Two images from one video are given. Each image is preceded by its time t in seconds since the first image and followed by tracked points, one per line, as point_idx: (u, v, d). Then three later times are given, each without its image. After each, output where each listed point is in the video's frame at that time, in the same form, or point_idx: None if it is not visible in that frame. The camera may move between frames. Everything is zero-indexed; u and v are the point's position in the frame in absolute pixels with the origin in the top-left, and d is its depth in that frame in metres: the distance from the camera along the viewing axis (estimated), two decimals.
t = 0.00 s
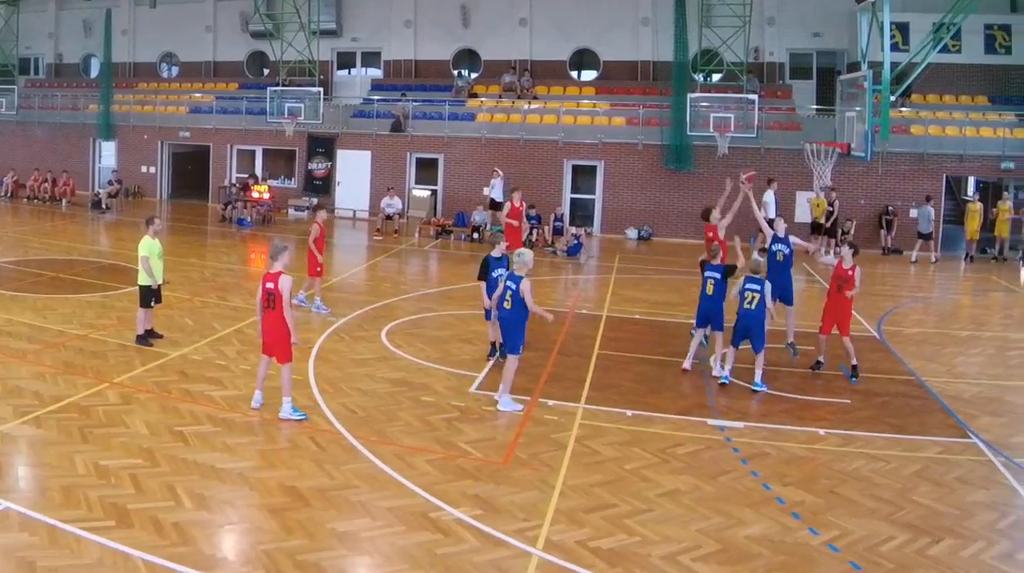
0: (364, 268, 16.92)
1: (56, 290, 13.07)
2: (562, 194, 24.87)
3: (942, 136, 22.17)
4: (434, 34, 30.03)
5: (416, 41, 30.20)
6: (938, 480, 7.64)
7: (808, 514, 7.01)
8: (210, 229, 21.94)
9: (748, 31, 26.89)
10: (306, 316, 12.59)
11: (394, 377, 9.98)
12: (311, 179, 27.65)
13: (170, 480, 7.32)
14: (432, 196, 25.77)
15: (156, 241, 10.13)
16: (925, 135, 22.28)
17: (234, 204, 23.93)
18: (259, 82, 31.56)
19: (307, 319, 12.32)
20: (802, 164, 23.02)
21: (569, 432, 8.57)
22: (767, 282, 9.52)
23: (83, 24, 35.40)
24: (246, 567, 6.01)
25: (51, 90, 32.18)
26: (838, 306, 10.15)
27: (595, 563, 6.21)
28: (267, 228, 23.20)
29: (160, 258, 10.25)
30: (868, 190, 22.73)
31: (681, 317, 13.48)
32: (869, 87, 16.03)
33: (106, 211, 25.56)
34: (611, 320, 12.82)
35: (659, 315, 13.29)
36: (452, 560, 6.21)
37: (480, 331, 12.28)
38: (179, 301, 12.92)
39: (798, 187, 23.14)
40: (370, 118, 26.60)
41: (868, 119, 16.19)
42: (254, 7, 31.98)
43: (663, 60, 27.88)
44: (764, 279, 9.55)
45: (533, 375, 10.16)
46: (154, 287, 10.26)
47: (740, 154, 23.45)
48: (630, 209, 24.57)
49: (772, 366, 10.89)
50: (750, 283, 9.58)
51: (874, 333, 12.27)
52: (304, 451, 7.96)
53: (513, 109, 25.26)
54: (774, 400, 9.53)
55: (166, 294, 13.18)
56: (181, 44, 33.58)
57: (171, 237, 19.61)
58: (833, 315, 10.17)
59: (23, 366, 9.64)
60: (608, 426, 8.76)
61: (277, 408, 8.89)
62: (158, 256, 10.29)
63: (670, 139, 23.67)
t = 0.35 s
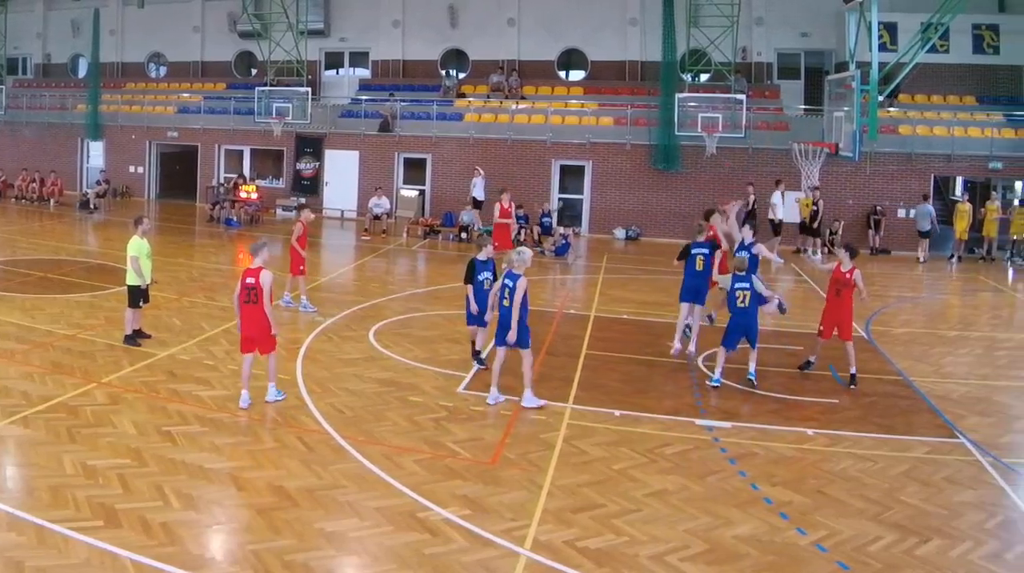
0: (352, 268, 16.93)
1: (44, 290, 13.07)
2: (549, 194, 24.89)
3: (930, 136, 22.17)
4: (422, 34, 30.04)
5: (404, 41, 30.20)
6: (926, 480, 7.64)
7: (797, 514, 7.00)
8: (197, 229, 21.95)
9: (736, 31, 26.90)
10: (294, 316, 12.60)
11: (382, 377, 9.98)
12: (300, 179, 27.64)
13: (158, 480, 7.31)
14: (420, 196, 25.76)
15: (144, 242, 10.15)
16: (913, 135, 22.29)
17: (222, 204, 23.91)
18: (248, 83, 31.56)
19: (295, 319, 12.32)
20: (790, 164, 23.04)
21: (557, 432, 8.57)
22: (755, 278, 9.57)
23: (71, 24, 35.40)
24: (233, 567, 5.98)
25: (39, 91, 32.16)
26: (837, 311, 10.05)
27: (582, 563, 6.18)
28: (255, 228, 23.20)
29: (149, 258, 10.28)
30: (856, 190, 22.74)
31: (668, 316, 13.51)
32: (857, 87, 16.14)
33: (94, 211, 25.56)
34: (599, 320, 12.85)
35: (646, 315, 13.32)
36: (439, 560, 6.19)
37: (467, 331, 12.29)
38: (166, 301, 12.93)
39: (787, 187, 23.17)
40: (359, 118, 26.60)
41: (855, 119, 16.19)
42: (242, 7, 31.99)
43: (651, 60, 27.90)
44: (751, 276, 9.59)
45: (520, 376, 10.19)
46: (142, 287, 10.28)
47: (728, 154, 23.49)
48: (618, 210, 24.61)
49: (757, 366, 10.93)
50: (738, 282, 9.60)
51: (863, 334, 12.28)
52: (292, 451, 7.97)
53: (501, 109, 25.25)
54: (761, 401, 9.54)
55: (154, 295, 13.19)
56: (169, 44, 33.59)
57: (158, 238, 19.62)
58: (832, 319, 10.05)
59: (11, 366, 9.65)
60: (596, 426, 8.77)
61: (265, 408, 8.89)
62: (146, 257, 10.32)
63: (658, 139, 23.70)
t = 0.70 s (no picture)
0: (349, 268, 16.93)
1: (41, 290, 13.07)
2: (546, 194, 24.89)
3: (928, 137, 22.17)
4: (420, 34, 30.04)
5: (401, 40, 30.20)
6: (924, 480, 7.64)
7: (795, 514, 7.00)
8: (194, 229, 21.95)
9: (733, 31, 26.90)
10: (291, 316, 12.61)
11: (380, 377, 9.98)
12: (297, 179, 27.64)
13: (156, 480, 7.31)
14: (418, 196, 25.75)
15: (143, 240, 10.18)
16: (910, 135, 22.30)
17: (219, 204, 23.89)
18: (245, 82, 31.55)
19: (292, 319, 12.31)
20: (788, 164, 23.05)
21: (554, 432, 8.57)
22: (769, 283, 9.70)
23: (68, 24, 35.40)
24: (231, 568, 5.98)
25: (37, 91, 32.14)
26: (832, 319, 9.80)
27: (580, 563, 6.18)
28: (252, 228, 23.20)
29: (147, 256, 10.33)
30: (853, 191, 22.76)
31: (665, 317, 13.52)
32: (854, 87, 16.19)
33: (91, 211, 25.55)
34: (596, 320, 12.85)
35: (644, 316, 13.32)
36: (436, 560, 6.18)
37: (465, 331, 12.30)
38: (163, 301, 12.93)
39: (784, 187, 23.19)
40: (356, 118, 26.58)
41: (852, 120, 16.19)
42: (239, 7, 32.00)
43: (648, 60, 27.90)
44: (766, 280, 9.73)
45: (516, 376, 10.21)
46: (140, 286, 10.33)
47: (725, 153, 23.51)
48: (615, 210, 24.62)
49: (755, 366, 10.93)
50: (753, 284, 9.74)
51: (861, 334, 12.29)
52: (289, 451, 7.97)
53: (499, 109, 25.26)
54: (759, 401, 9.54)
55: (151, 295, 13.20)
56: (166, 44, 33.58)
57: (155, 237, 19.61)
58: (829, 325, 9.83)
59: (8, 366, 9.65)
60: (594, 426, 8.77)
61: (262, 409, 8.88)
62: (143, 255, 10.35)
63: (655, 139, 23.71)
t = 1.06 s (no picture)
0: (348, 267, 16.94)
1: (42, 290, 13.07)
2: (546, 194, 24.89)
3: (928, 137, 22.16)
4: (420, 34, 30.04)
5: (401, 41, 30.20)
6: (924, 480, 7.64)
7: (795, 514, 7.00)
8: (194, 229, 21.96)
9: (733, 31, 26.90)
10: (291, 316, 12.61)
11: (380, 377, 9.98)
12: (297, 179, 27.64)
13: (156, 480, 7.30)
14: (418, 196, 25.75)
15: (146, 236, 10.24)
16: (910, 135, 22.30)
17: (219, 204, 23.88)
18: (245, 82, 31.55)
19: (292, 319, 12.31)
20: (788, 164, 23.08)
21: (555, 432, 8.57)
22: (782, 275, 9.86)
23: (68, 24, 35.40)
24: (230, 568, 5.98)
25: (37, 91, 32.12)
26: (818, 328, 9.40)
27: (580, 563, 6.18)
28: (252, 228, 23.19)
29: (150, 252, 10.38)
30: (853, 191, 22.76)
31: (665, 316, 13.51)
32: (854, 87, 16.21)
33: (91, 210, 25.55)
34: (596, 320, 12.85)
35: (644, 316, 13.32)
36: (436, 560, 6.17)
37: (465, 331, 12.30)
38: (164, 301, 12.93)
39: (784, 187, 23.22)
40: (356, 117, 26.57)
41: (853, 120, 16.20)
42: (239, 7, 32.00)
43: (648, 60, 27.90)
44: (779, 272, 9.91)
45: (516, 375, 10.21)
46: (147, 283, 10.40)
47: (725, 153, 23.53)
48: (615, 210, 24.63)
49: (755, 366, 10.93)
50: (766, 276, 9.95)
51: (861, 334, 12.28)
52: (289, 451, 7.96)
53: (499, 109, 25.25)
54: (759, 401, 9.55)
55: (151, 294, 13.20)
56: (166, 44, 33.58)
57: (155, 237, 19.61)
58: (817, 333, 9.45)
59: (8, 366, 9.65)
60: (594, 426, 8.78)
61: (262, 409, 8.88)
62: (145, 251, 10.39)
63: (656, 139, 23.71)
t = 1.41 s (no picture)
0: (348, 267, 16.95)
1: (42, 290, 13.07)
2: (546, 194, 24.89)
3: (928, 137, 22.15)
4: (420, 34, 30.03)
5: (401, 41, 30.20)
6: (924, 480, 7.64)
7: (796, 514, 7.00)
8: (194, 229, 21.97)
9: (733, 31, 26.90)
10: (291, 316, 12.62)
11: (379, 377, 9.98)
12: (297, 179, 27.64)
13: (156, 480, 7.30)
14: (418, 196, 25.76)
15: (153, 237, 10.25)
16: (910, 135, 22.29)
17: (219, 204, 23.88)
18: (245, 82, 31.57)
19: (291, 319, 12.32)
20: (787, 164, 23.09)
21: (555, 432, 8.57)
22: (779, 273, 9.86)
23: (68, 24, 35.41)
24: (230, 568, 5.98)
25: (37, 91, 32.12)
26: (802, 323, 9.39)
27: (580, 563, 6.17)
28: (252, 228, 23.19)
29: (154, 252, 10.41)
30: (853, 191, 22.76)
31: (665, 316, 13.51)
32: (855, 87, 16.21)
33: (91, 211, 25.55)
34: (597, 320, 12.85)
35: (644, 316, 13.32)
36: (436, 560, 6.17)
37: (465, 331, 12.30)
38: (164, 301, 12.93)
39: (783, 187, 23.24)
40: (356, 117, 26.57)
41: (852, 119, 16.19)
42: (239, 7, 32.01)
43: (648, 59, 27.90)
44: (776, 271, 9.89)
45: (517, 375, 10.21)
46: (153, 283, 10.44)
47: (725, 153, 23.53)
48: (615, 210, 24.63)
49: (756, 367, 10.92)
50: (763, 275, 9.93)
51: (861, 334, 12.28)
52: (289, 451, 7.96)
53: (499, 109, 25.26)
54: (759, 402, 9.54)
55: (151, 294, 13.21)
56: (166, 44, 33.59)
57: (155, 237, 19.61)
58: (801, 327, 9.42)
59: (8, 366, 9.64)
60: (594, 426, 8.77)
61: (262, 409, 8.88)
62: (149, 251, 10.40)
63: (655, 138, 23.71)
